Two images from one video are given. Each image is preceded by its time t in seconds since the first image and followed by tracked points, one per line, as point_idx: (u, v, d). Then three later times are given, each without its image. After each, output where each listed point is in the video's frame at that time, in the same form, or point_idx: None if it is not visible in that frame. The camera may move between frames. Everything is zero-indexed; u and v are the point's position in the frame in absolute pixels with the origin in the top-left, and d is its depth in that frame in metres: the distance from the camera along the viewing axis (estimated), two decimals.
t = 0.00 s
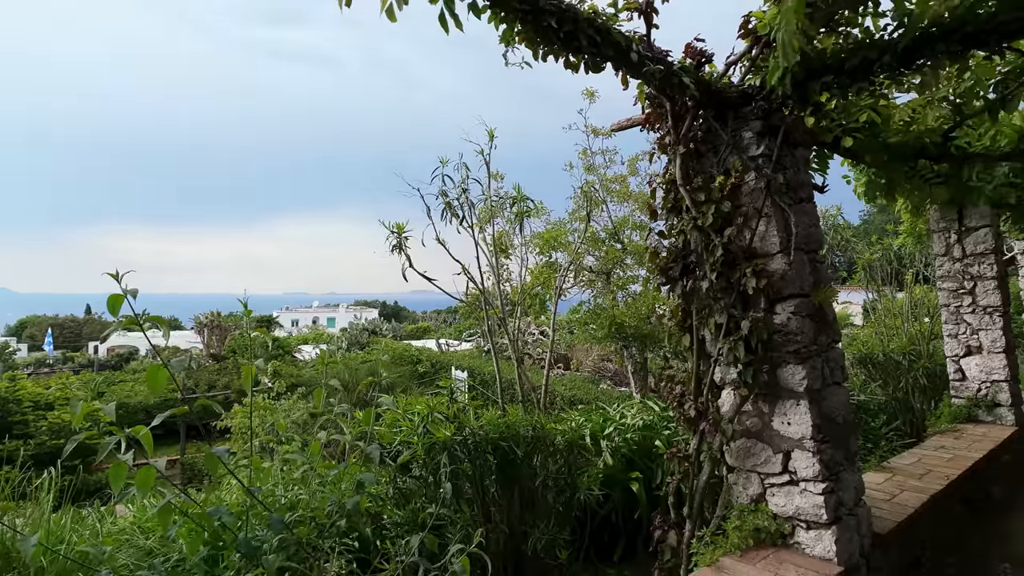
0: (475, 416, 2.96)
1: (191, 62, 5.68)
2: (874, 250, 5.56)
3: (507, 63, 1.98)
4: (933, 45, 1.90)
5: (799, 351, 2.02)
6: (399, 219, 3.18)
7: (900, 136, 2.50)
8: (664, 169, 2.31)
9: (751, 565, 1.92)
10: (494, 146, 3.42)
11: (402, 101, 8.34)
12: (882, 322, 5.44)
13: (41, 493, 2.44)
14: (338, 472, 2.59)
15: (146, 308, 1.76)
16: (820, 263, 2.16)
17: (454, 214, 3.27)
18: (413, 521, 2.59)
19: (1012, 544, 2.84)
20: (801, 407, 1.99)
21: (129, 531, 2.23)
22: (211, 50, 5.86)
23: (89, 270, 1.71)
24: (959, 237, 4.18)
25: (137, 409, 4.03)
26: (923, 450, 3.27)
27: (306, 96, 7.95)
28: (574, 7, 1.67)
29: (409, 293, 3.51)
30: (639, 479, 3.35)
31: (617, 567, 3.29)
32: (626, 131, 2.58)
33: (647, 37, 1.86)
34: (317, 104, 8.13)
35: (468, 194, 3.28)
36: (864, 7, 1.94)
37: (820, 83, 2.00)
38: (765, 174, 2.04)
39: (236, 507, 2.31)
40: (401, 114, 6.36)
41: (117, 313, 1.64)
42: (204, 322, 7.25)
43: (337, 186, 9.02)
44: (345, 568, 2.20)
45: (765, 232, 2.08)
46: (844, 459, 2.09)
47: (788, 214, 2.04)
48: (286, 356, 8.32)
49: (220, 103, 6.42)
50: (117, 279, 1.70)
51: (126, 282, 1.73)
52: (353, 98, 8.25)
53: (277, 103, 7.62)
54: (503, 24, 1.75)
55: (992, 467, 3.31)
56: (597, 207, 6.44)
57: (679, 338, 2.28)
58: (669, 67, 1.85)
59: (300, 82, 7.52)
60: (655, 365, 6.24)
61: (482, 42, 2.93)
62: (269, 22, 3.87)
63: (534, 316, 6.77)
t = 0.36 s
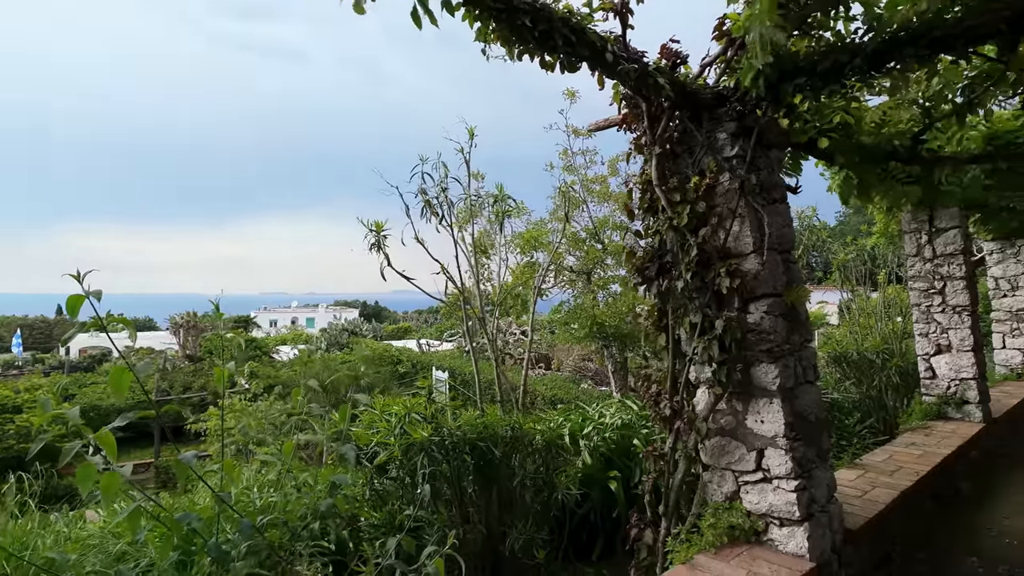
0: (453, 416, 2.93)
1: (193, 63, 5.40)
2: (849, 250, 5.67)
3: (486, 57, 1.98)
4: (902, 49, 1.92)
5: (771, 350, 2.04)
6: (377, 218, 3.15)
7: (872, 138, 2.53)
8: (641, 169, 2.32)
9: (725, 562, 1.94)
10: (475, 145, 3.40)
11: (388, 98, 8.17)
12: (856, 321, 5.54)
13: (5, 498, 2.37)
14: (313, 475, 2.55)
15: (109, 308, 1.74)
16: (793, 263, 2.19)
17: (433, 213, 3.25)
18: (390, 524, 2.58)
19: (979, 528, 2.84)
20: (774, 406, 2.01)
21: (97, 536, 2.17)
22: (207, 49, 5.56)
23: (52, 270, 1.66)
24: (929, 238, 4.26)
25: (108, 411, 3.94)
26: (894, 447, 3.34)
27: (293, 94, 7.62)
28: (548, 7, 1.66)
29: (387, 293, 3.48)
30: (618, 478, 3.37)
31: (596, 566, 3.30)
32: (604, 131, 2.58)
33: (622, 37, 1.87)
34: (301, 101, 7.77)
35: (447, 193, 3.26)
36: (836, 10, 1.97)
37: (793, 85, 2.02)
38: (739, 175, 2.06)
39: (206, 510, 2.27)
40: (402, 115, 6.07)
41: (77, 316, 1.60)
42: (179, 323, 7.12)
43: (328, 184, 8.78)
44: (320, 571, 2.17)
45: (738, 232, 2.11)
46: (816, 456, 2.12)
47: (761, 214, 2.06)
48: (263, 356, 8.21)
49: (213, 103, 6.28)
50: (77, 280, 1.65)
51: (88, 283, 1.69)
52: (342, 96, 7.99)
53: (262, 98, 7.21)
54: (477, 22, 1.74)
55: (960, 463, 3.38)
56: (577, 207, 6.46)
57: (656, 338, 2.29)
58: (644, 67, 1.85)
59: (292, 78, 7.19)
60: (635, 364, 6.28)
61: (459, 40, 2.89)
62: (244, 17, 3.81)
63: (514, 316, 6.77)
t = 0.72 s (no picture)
0: (430, 417, 2.89)
1: (184, 78, 6.47)
2: (824, 251, 5.77)
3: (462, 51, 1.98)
4: (872, 52, 1.92)
5: (745, 349, 2.06)
6: (354, 216, 3.11)
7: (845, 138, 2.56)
8: (617, 170, 2.33)
9: (699, 561, 1.95)
10: (453, 143, 3.36)
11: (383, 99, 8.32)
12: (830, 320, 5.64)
13: None
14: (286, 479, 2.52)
15: (84, 308, 1.67)
16: (766, 263, 2.21)
17: (411, 212, 3.23)
18: (365, 526, 2.56)
19: (948, 523, 2.88)
20: (747, 404, 2.03)
21: (62, 541, 2.11)
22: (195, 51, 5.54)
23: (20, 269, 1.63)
24: (901, 239, 4.33)
25: (77, 414, 3.84)
26: (867, 444, 3.39)
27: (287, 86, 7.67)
28: (522, 5, 1.65)
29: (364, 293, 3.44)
30: (596, 477, 3.38)
31: (574, 566, 3.30)
32: (581, 131, 2.58)
33: (597, 37, 1.87)
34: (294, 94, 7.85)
35: (425, 192, 3.23)
36: (807, 14, 1.99)
37: (767, 87, 2.03)
38: (713, 175, 2.08)
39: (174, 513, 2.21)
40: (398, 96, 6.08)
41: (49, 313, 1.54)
42: (153, 323, 6.99)
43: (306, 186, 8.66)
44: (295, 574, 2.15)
45: (713, 232, 2.12)
46: (789, 454, 2.14)
47: (735, 214, 2.08)
48: (241, 357, 8.09)
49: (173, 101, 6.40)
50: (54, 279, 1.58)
51: (64, 282, 1.62)
52: (337, 92, 8.12)
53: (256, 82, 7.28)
54: (451, 18, 1.72)
55: (930, 460, 3.45)
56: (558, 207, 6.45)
57: (631, 337, 2.30)
58: (618, 67, 1.85)
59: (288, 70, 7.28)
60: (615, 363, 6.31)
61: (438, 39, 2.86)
62: (221, 14, 3.75)
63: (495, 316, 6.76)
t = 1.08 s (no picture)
0: (406, 418, 2.85)
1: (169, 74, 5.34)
2: (800, 251, 5.85)
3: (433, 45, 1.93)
4: (844, 53, 1.93)
5: (719, 348, 2.07)
6: (328, 214, 3.06)
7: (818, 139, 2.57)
8: (593, 169, 2.32)
9: (674, 560, 1.94)
10: (429, 142, 3.31)
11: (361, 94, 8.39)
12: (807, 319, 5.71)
13: None
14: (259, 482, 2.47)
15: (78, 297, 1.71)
16: (741, 262, 2.22)
17: (387, 210, 3.19)
18: (340, 529, 2.54)
19: (918, 519, 2.92)
20: (721, 403, 2.04)
21: (25, 547, 2.04)
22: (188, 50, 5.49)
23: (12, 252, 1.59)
24: (874, 240, 4.40)
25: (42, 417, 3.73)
26: (840, 441, 3.43)
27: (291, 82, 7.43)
28: None
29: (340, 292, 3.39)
30: (574, 476, 3.37)
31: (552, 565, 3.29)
32: (558, 130, 2.57)
33: (572, 35, 1.86)
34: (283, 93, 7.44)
35: (401, 190, 3.20)
36: (780, 14, 1.99)
37: (740, 88, 2.04)
38: (688, 175, 2.09)
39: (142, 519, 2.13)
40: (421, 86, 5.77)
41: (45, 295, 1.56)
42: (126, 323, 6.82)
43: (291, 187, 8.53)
44: None
45: (688, 231, 2.13)
46: (762, 452, 2.15)
47: (709, 214, 2.09)
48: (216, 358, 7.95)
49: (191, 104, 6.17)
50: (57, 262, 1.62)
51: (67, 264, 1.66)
52: (325, 90, 8.22)
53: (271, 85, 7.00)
54: (423, 12, 1.70)
55: (901, 457, 3.50)
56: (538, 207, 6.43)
57: (607, 337, 2.29)
58: (593, 65, 1.85)
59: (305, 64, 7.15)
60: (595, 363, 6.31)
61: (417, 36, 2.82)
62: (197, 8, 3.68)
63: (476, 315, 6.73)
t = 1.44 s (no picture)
0: (382, 420, 2.81)
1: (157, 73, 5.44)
2: (777, 251, 5.91)
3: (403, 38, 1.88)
4: (818, 53, 1.93)
5: (695, 348, 2.06)
6: (302, 213, 3.01)
7: (794, 139, 2.58)
8: (571, 169, 2.30)
9: (650, 562, 1.93)
10: (406, 140, 3.26)
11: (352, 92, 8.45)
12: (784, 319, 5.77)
13: None
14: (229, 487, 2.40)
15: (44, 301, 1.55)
16: (717, 262, 2.22)
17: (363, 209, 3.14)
18: (315, 533, 2.51)
19: (892, 516, 2.96)
20: (697, 403, 2.03)
21: None
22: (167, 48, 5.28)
23: None
24: (850, 240, 4.45)
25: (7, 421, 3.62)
26: (817, 440, 3.46)
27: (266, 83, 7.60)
28: None
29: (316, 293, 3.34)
30: (553, 477, 3.35)
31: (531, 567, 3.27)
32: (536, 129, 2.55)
33: (547, 32, 1.84)
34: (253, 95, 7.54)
35: (377, 189, 3.15)
36: (756, 14, 1.98)
37: (716, 87, 2.03)
38: (664, 175, 2.08)
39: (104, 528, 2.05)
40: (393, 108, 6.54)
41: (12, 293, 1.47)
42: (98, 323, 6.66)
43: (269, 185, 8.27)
44: None
45: (664, 231, 2.12)
46: (739, 451, 2.15)
47: (685, 214, 2.09)
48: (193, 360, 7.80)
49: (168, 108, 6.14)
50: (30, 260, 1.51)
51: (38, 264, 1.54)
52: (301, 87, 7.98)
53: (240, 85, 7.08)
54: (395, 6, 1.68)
55: (876, 454, 3.55)
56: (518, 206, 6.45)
57: (584, 337, 2.27)
58: (569, 63, 1.83)
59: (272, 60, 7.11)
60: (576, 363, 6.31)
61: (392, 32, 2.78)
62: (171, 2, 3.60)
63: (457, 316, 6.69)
